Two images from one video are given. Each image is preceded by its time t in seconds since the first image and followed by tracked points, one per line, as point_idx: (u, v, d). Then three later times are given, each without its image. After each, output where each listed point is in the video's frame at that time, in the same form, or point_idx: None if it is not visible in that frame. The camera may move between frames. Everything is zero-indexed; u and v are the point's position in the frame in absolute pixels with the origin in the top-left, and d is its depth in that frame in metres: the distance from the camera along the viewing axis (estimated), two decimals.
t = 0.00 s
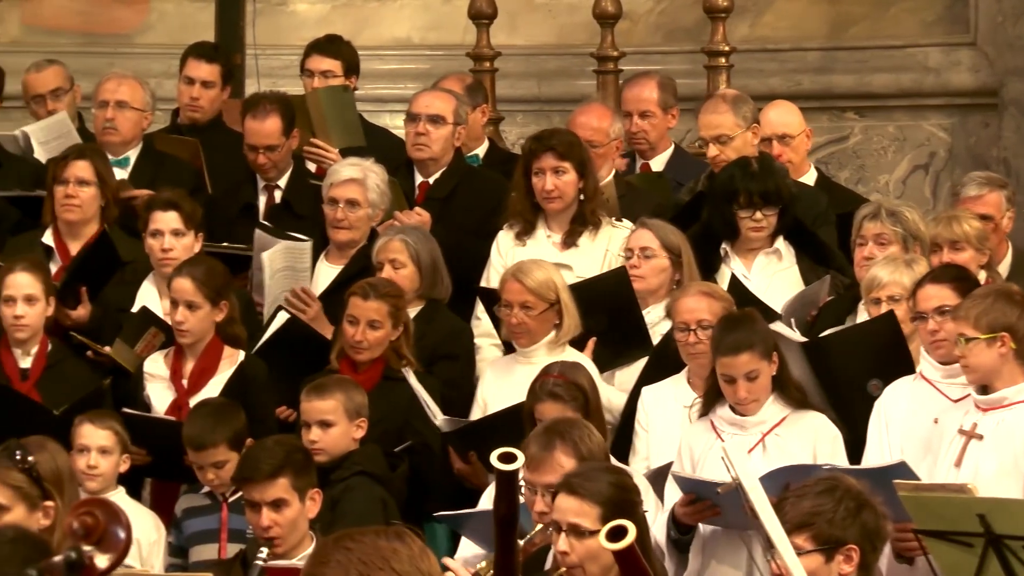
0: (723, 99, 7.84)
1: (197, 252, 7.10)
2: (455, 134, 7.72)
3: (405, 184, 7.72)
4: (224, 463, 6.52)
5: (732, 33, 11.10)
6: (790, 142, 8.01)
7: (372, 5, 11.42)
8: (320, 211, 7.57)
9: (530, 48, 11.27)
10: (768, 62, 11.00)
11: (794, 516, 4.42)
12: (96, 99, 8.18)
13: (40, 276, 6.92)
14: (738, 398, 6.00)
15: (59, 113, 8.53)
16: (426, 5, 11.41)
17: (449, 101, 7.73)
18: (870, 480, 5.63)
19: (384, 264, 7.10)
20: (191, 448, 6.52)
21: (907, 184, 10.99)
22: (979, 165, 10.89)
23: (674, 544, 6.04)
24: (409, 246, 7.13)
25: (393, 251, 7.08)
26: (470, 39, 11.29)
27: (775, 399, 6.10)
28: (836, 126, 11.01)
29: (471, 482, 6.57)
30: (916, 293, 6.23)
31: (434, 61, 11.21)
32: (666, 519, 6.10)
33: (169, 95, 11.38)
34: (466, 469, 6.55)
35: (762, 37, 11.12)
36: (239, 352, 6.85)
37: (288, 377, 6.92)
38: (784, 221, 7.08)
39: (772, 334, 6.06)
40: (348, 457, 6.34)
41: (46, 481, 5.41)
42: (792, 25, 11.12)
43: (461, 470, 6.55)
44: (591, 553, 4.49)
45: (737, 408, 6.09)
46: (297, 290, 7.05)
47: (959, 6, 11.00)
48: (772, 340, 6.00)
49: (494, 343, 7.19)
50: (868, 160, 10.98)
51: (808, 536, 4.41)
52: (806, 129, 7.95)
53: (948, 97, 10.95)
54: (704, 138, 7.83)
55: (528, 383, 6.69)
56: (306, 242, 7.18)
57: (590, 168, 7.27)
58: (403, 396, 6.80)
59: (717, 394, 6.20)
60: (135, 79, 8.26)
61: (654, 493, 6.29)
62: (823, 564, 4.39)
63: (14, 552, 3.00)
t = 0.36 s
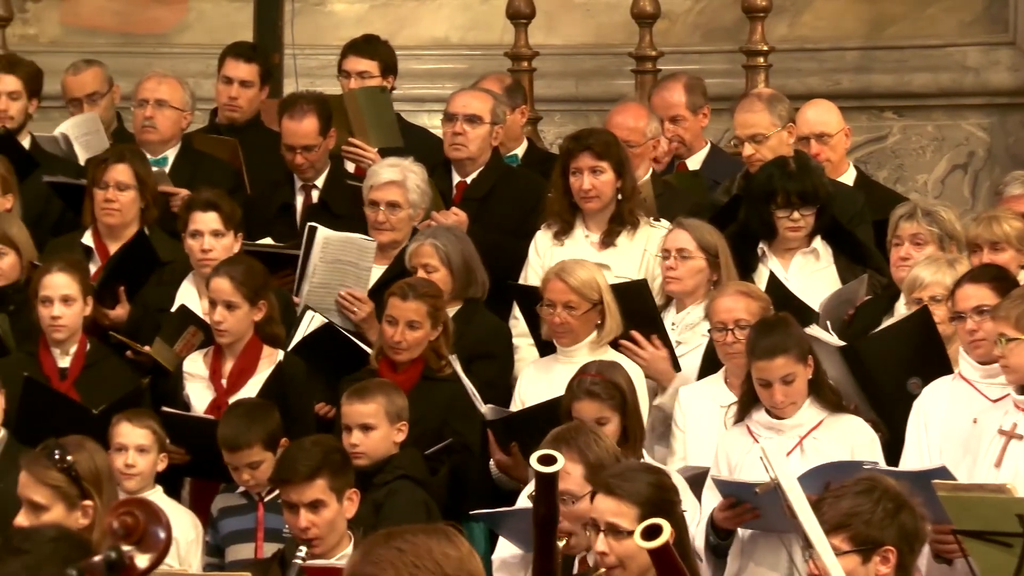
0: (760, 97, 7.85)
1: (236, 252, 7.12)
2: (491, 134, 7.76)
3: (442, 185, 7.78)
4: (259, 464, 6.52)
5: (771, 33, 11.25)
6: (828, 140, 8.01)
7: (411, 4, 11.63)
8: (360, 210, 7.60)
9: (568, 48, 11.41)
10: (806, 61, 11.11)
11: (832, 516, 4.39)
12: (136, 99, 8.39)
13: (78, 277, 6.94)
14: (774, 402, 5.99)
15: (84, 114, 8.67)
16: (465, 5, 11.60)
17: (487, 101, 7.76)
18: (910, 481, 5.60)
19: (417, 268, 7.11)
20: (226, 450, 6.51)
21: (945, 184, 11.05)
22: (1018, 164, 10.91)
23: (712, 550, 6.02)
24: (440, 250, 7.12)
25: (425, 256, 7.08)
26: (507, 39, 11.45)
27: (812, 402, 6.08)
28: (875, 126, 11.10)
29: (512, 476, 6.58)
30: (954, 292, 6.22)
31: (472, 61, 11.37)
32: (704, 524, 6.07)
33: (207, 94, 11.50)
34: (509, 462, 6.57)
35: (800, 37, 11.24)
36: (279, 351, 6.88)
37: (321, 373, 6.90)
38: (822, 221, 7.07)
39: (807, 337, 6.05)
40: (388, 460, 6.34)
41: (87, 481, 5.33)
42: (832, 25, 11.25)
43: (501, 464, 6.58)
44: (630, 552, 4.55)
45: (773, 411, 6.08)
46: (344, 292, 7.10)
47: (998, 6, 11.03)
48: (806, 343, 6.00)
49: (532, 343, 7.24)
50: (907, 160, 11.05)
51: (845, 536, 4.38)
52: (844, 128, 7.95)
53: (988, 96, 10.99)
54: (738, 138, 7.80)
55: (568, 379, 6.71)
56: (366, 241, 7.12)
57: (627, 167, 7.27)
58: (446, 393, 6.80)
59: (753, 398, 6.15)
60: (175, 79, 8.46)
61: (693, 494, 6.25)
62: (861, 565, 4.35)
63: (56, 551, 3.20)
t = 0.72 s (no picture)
0: (784, 96, 7.85)
1: (262, 251, 7.12)
2: (517, 133, 7.80)
3: (467, 183, 7.81)
4: (281, 464, 6.50)
5: (796, 32, 11.29)
6: (851, 138, 8.02)
7: (437, 2, 11.70)
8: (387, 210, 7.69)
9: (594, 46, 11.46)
10: (831, 60, 11.16)
11: (858, 514, 4.39)
12: (163, 98, 8.49)
13: (103, 275, 6.95)
14: (798, 401, 5.97)
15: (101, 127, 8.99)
16: (491, 4, 11.65)
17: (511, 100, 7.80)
18: (937, 480, 5.55)
19: (442, 266, 7.12)
20: (246, 449, 6.49)
21: (971, 182, 11.07)
22: None
23: (738, 549, 5.92)
24: (466, 247, 7.12)
25: (450, 253, 7.09)
26: (533, 38, 11.52)
27: (837, 401, 6.05)
28: (901, 124, 11.13)
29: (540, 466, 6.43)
30: (981, 291, 6.08)
31: (497, 60, 11.45)
32: (730, 525, 6.00)
33: (233, 93, 11.59)
34: (538, 449, 6.43)
35: (826, 35, 11.28)
36: (305, 350, 6.88)
37: (360, 364, 6.95)
38: (847, 220, 7.08)
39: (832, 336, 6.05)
40: (416, 460, 6.36)
41: (112, 480, 5.33)
42: (858, 22, 11.27)
43: (529, 452, 6.42)
44: (656, 551, 4.55)
45: (798, 411, 6.05)
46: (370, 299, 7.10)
47: None
48: (831, 342, 5.99)
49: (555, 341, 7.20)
50: (932, 158, 11.09)
51: (871, 534, 4.37)
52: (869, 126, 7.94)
53: (1014, 95, 11.01)
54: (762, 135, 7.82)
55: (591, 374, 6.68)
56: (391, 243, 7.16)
57: (651, 166, 7.27)
58: (469, 395, 6.79)
59: (777, 398, 6.12)
60: (200, 78, 8.55)
61: (718, 493, 6.27)
62: (886, 563, 4.34)
63: (82, 549, 2.85)
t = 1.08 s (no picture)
0: (821, 88, 7.98)
1: (296, 246, 7.15)
2: (548, 130, 7.88)
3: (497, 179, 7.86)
4: (310, 460, 6.46)
5: (829, 27, 11.31)
6: (886, 134, 8.00)
7: None
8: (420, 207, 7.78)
9: (626, 42, 11.53)
10: (863, 56, 11.22)
11: (887, 510, 4.37)
12: (195, 93, 8.68)
13: (135, 271, 6.97)
14: (829, 396, 5.92)
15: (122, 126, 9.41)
16: None
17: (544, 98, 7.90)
18: (970, 477, 5.45)
19: (471, 259, 7.12)
20: (275, 446, 6.47)
21: (1004, 177, 11.04)
22: None
23: (768, 547, 5.75)
24: (495, 241, 7.12)
25: (479, 246, 7.10)
26: (564, 33, 11.59)
27: (867, 397, 6.00)
28: (932, 120, 11.18)
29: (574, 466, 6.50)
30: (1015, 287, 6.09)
31: (529, 55, 11.52)
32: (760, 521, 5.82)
33: (266, 89, 11.71)
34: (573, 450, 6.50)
35: (858, 31, 11.32)
36: (337, 346, 6.91)
37: (396, 354, 6.94)
38: (880, 215, 7.06)
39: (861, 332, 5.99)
40: (447, 453, 6.36)
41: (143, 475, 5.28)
42: (891, 18, 11.31)
43: (564, 452, 6.50)
44: (686, 550, 4.43)
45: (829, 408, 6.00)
46: (405, 305, 7.17)
47: None
48: (860, 339, 5.93)
49: (584, 338, 7.17)
50: (964, 154, 11.08)
51: (901, 530, 4.35)
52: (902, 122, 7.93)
53: None
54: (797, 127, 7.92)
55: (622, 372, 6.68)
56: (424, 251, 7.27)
57: (680, 161, 7.24)
58: (497, 392, 6.77)
59: (808, 394, 6.07)
60: (233, 74, 8.69)
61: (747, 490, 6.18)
62: (916, 559, 4.32)
63: (113, 546, 2.88)
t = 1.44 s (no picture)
0: (846, 79, 8.02)
1: (322, 237, 7.17)
2: (571, 121, 7.90)
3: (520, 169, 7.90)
4: (331, 452, 6.38)
5: (852, 18, 11.40)
6: (914, 130, 8.00)
7: None
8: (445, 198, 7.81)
9: (648, 33, 11.64)
10: (887, 47, 11.28)
11: (909, 502, 4.21)
12: (220, 88, 8.69)
13: (160, 263, 6.97)
14: (848, 391, 5.84)
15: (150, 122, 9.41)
16: None
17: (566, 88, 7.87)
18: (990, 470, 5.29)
19: (491, 248, 7.11)
20: (296, 439, 6.39)
21: None
22: None
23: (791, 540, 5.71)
24: (516, 231, 7.12)
25: (501, 236, 7.09)
26: (587, 25, 11.66)
27: (886, 389, 5.94)
28: (956, 111, 11.19)
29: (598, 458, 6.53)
30: None
31: (551, 47, 11.62)
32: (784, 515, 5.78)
33: (290, 80, 11.78)
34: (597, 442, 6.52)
35: (882, 22, 11.38)
36: (360, 337, 6.92)
37: (415, 342, 6.95)
38: (903, 206, 7.06)
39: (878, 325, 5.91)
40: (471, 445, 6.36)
41: (165, 466, 5.20)
42: (912, 10, 11.37)
43: (589, 442, 6.55)
44: (710, 541, 4.38)
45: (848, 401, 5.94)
46: (434, 298, 7.21)
47: None
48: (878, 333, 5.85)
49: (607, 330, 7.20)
50: (988, 145, 11.11)
51: (923, 521, 4.19)
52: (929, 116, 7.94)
53: None
54: (820, 115, 7.93)
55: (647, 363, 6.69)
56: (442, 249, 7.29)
57: (703, 153, 7.26)
58: (520, 383, 6.75)
59: (826, 387, 6.01)
60: (258, 67, 8.73)
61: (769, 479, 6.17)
62: (938, 551, 4.17)
63: (125, 542, 2.76)
